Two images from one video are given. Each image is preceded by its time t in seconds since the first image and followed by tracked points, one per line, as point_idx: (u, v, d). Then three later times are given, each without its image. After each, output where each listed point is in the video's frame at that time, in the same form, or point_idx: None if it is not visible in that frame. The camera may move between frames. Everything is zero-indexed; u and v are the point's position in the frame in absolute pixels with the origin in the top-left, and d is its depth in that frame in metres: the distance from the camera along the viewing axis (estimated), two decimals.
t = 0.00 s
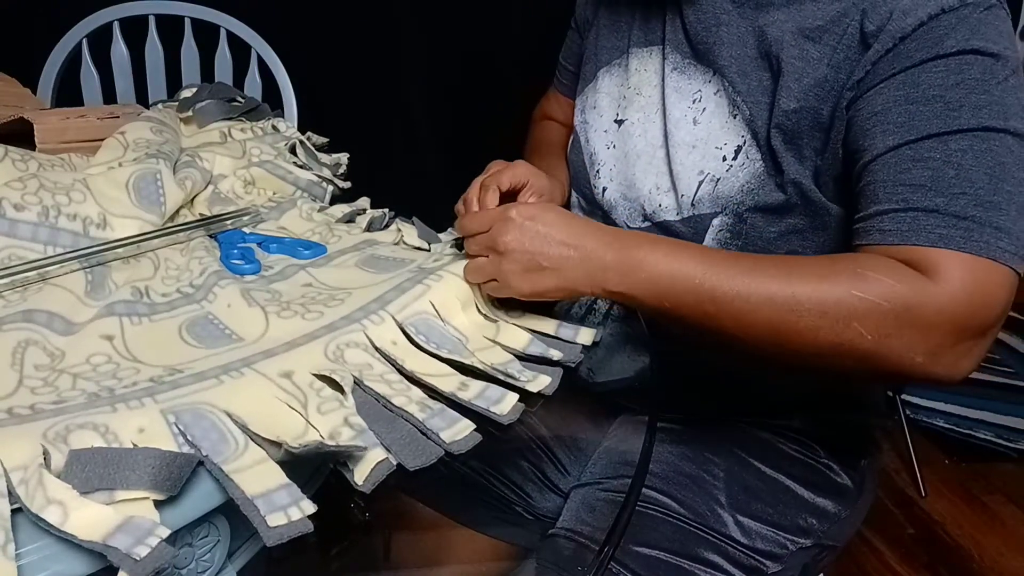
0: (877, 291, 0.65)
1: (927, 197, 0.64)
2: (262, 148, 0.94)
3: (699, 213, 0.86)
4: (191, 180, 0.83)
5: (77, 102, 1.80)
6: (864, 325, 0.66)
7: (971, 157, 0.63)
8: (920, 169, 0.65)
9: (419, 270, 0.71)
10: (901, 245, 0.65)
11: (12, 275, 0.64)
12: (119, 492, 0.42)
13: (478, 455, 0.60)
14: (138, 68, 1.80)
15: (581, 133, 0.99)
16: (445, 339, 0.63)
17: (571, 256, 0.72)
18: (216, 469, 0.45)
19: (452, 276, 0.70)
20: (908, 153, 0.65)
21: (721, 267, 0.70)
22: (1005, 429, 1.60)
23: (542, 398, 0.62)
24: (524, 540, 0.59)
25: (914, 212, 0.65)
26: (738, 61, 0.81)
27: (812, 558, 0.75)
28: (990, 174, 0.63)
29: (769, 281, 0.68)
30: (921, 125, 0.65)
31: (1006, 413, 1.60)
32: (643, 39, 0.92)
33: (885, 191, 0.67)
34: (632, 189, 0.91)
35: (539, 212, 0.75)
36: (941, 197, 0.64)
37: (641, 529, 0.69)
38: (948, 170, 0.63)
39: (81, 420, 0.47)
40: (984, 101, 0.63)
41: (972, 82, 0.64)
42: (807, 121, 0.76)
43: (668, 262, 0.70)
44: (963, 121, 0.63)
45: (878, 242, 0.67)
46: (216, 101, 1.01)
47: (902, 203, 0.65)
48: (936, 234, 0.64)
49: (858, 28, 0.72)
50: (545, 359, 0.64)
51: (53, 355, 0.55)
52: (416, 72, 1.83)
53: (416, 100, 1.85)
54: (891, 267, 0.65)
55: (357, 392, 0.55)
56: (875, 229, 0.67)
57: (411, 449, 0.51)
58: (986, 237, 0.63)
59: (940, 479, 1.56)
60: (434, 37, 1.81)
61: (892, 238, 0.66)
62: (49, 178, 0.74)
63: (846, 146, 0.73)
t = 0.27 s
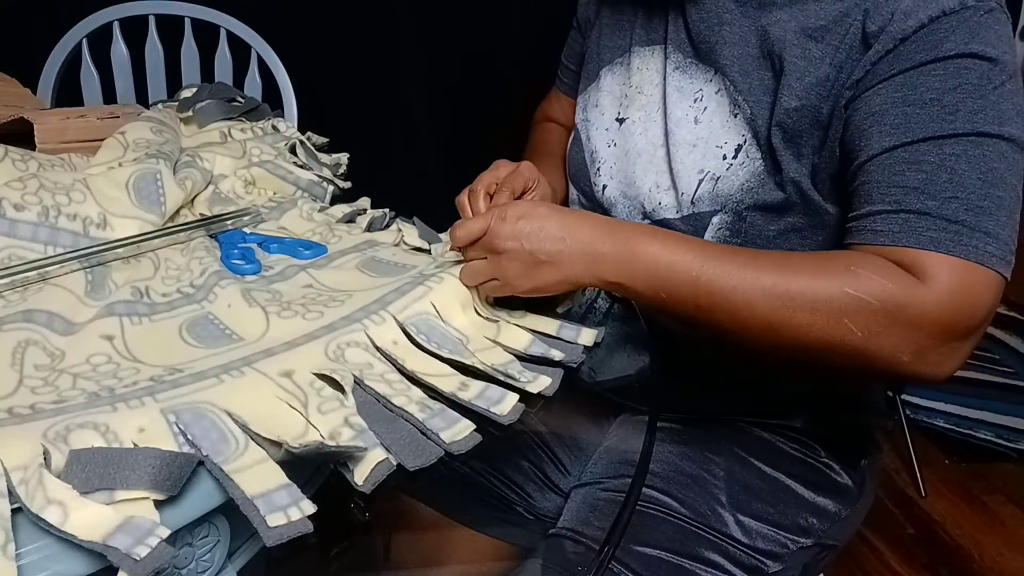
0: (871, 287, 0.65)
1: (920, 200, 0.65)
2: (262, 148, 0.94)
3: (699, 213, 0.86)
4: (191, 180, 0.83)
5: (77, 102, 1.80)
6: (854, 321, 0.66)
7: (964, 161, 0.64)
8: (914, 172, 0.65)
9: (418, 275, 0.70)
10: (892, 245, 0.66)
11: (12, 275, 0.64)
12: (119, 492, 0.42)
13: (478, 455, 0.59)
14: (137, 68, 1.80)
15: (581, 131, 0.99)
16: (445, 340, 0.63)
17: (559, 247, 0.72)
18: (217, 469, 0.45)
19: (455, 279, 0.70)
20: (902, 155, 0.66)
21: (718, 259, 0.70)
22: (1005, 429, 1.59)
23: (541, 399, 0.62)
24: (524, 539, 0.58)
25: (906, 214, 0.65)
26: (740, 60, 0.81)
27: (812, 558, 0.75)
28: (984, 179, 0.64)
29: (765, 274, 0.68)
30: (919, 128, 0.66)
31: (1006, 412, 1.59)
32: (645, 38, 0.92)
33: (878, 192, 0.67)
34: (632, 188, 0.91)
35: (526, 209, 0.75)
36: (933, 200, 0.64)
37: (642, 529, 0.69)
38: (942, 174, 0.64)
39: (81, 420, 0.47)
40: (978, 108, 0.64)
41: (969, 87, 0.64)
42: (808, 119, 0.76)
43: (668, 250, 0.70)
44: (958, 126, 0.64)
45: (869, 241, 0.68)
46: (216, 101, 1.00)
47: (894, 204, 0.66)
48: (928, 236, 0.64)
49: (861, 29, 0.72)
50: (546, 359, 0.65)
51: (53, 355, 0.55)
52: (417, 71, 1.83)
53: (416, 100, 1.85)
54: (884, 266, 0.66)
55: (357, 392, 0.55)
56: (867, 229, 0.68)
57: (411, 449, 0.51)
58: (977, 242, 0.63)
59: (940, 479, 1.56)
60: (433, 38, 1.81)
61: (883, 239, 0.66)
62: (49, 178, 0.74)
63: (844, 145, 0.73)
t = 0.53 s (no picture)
0: (876, 284, 0.66)
1: (922, 201, 0.65)
2: (262, 148, 0.94)
3: (702, 211, 0.86)
4: (191, 180, 0.83)
5: (77, 102, 1.80)
6: (857, 316, 0.67)
7: (965, 163, 0.64)
8: (916, 172, 0.65)
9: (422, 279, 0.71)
10: (894, 244, 0.66)
11: (13, 275, 0.64)
12: (121, 492, 0.43)
13: (478, 455, 0.58)
14: (137, 68, 1.80)
15: (583, 130, 0.98)
16: (448, 341, 0.63)
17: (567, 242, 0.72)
18: (218, 468, 0.46)
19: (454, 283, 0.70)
20: (906, 156, 0.66)
21: (723, 255, 0.70)
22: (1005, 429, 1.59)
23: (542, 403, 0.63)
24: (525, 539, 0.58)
25: (908, 215, 0.65)
26: (743, 59, 0.81)
27: (812, 558, 0.75)
28: (984, 180, 0.64)
29: (770, 270, 0.68)
30: (921, 128, 0.66)
31: (1006, 413, 1.60)
32: (647, 37, 0.92)
33: (881, 192, 0.67)
34: (635, 186, 0.91)
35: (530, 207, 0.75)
36: (935, 201, 0.65)
37: (642, 529, 0.69)
38: (944, 175, 0.65)
39: (83, 420, 0.47)
40: (982, 110, 0.65)
41: (971, 87, 0.65)
42: (813, 117, 0.76)
43: (672, 246, 0.70)
44: (961, 128, 0.65)
45: (869, 238, 0.68)
46: (216, 101, 1.01)
47: (897, 204, 0.66)
48: (930, 235, 0.65)
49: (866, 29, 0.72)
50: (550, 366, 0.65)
51: (55, 354, 0.55)
52: (418, 71, 1.83)
53: (416, 99, 1.85)
54: (888, 264, 0.66)
55: (359, 393, 0.55)
56: (868, 228, 0.68)
57: (411, 450, 0.51)
58: (977, 244, 0.64)
59: (939, 479, 1.56)
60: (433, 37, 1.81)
61: (885, 238, 0.67)
62: (49, 178, 0.74)
63: (846, 145, 0.73)
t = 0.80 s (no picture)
0: (888, 283, 0.67)
1: (928, 212, 0.67)
2: (262, 147, 0.94)
3: (701, 209, 0.85)
4: (191, 180, 0.83)
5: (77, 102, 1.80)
6: (866, 323, 0.69)
7: (971, 174, 0.66)
8: (923, 185, 0.67)
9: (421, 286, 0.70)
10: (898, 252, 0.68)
11: (13, 275, 0.64)
12: (120, 492, 0.43)
13: (479, 455, 0.58)
14: (137, 68, 1.80)
15: (583, 129, 0.98)
16: (448, 342, 0.62)
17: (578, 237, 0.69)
18: (217, 468, 0.45)
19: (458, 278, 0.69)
20: (912, 168, 0.68)
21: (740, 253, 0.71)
22: (1006, 429, 1.59)
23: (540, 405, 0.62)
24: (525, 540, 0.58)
25: (916, 226, 0.67)
26: (743, 57, 0.81)
27: (812, 558, 0.74)
28: (989, 192, 0.65)
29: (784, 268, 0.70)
30: (927, 142, 0.67)
31: (1005, 412, 1.60)
32: (647, 37, 0.92)
33: (888, 202, 0.69)
34: (634, 184, 0.91)
35: (541, 189, 0.70)
36: (940, 213, 0.66)
37: (641, 529, 0.70)
38: (950, 187, 0.66)
39: (82, 423, 0.47)
40: (986, 120, 0.66)
41: (976, 99, 0.66)
42: (813, 118, 0.76)
43: (691, 241, 0.70)
44: (966, 138, 0.66)
45: (876, 248, 0.69)
46: (216, 100, 1.00)
47: (903, 215, 0.68)
48: (937, 247, 0.66)
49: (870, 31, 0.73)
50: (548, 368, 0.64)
51: (55, 355, 0.55)
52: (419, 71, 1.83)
53: (415, 99, 1.85)
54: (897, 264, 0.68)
55: (359, 394, 0.55)
56: (876, 237, 0.70)
57: (412, 450, 0.51)
58: (982, 253, 0.66)
59: (939, 479, 1.56)
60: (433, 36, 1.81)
61: (893, 247, 0.68)
62: (49, 178, 0.74)
63: (847, 151, 0.75)
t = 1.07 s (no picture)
0: (891, 289, 0.71)
1: (936, 230, 0.69)
2: (262, 147, 0.94)
3: (713, 214, 0.84)
4: (191, 180, 0.83)
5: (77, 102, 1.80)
6: (873, 333, 0.73)
7: (980, 193, 0.68)
8: (935, 203, 0.69)
9: (420, 281, 0.70)
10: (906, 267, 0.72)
11: (13, 275, 0.64)
12: (120, 492, 0.43)
13: (479, 455, 0.59)
14: (137, 68, 1.80)
15: (584, 132, 0.94)
16: (449, 340, 0.62)
17: (598, 283, 0.72)
18: (217, 469, 0.46)
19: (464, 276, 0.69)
20: (925, 188, 0.70)
21: (753, 262, 0.74)
22: (1006, 429, 1.57)
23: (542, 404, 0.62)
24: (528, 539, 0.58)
25: (924, 243, 0.70)
26: (754, 61, 0.79)
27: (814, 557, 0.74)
28: (995, 208, 0.68)
29: (793, 275, 0.74)
30: (938, 162, 0.69)
31: (1005, 413, 1.56)
32: (651, 38, 0.89)
33: (898, 219, 0.72)
34: (641, 189, 0.88)
35: (562, 241, 0.71)
36: (948, 231, 0.69)
37: (645, 528, 0.70)
38: (959, 207, 0.69)
39: (82, 424, 0.47)
40: (996, 139, 0.67)
41: (989, 119, 0.67)
42: (827, 130, 0.76)
43: (707, 258, 0.74)
44: (976, 159, 0.68)
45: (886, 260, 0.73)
46: (216, 100, 1.00)
47: (914, 232, 0.71)
48: (943, 262, 0.70)
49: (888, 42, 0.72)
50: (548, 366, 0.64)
51: (55, 355, 0.55)
52: (420, 72, 1.83)
53: (416, 99, 1.85)
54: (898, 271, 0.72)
55: (359, 393, 0.55)
56: (884, 250, 0.73)
57: (412, 451, 0.51)
58: (984, 267, 0.69)
59: (939, 479, 1.56)
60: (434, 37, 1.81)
61: (900, 261, 0.72)
62: (49, 178, 0.75)
63: (857, 163, 0.76)
